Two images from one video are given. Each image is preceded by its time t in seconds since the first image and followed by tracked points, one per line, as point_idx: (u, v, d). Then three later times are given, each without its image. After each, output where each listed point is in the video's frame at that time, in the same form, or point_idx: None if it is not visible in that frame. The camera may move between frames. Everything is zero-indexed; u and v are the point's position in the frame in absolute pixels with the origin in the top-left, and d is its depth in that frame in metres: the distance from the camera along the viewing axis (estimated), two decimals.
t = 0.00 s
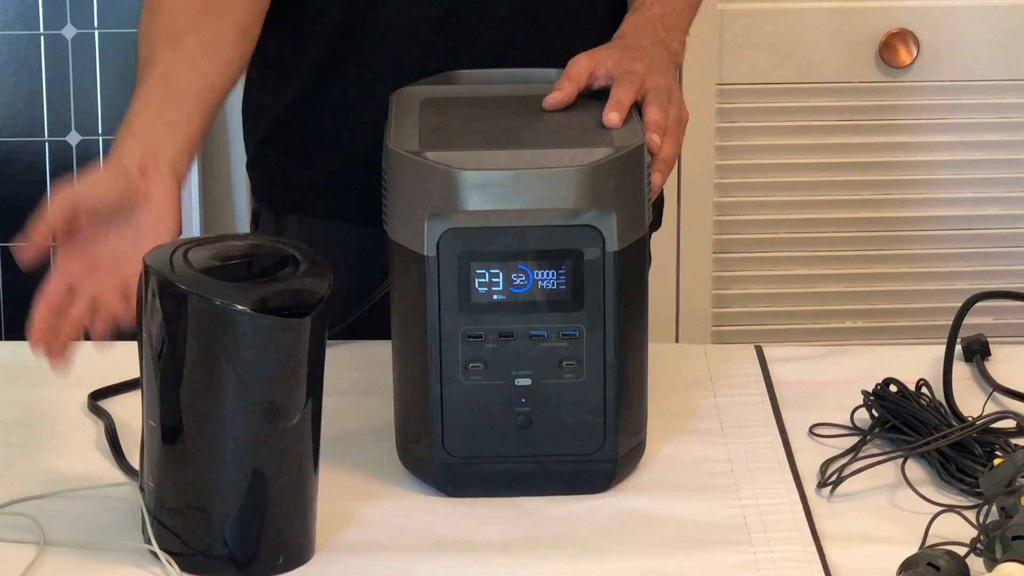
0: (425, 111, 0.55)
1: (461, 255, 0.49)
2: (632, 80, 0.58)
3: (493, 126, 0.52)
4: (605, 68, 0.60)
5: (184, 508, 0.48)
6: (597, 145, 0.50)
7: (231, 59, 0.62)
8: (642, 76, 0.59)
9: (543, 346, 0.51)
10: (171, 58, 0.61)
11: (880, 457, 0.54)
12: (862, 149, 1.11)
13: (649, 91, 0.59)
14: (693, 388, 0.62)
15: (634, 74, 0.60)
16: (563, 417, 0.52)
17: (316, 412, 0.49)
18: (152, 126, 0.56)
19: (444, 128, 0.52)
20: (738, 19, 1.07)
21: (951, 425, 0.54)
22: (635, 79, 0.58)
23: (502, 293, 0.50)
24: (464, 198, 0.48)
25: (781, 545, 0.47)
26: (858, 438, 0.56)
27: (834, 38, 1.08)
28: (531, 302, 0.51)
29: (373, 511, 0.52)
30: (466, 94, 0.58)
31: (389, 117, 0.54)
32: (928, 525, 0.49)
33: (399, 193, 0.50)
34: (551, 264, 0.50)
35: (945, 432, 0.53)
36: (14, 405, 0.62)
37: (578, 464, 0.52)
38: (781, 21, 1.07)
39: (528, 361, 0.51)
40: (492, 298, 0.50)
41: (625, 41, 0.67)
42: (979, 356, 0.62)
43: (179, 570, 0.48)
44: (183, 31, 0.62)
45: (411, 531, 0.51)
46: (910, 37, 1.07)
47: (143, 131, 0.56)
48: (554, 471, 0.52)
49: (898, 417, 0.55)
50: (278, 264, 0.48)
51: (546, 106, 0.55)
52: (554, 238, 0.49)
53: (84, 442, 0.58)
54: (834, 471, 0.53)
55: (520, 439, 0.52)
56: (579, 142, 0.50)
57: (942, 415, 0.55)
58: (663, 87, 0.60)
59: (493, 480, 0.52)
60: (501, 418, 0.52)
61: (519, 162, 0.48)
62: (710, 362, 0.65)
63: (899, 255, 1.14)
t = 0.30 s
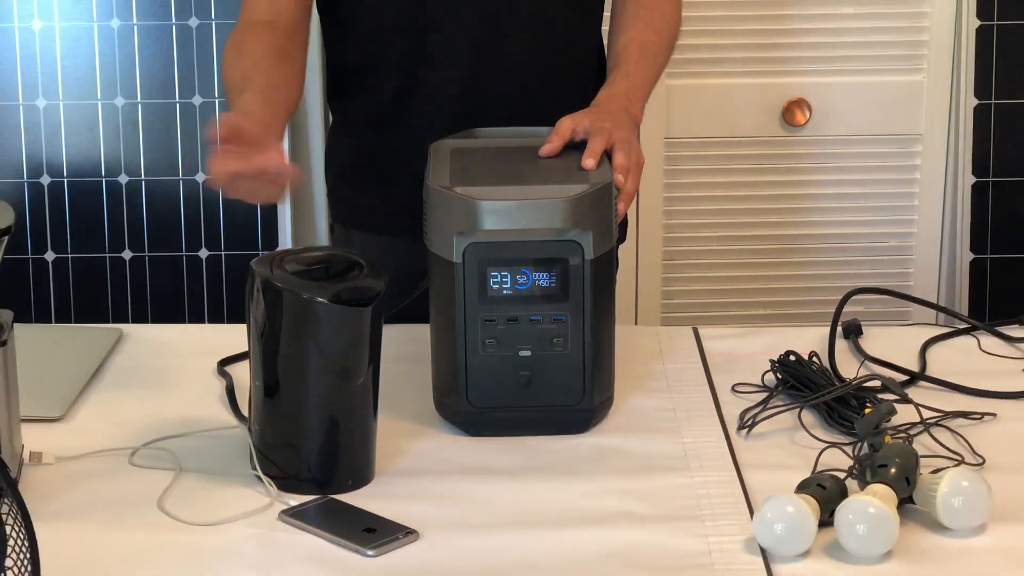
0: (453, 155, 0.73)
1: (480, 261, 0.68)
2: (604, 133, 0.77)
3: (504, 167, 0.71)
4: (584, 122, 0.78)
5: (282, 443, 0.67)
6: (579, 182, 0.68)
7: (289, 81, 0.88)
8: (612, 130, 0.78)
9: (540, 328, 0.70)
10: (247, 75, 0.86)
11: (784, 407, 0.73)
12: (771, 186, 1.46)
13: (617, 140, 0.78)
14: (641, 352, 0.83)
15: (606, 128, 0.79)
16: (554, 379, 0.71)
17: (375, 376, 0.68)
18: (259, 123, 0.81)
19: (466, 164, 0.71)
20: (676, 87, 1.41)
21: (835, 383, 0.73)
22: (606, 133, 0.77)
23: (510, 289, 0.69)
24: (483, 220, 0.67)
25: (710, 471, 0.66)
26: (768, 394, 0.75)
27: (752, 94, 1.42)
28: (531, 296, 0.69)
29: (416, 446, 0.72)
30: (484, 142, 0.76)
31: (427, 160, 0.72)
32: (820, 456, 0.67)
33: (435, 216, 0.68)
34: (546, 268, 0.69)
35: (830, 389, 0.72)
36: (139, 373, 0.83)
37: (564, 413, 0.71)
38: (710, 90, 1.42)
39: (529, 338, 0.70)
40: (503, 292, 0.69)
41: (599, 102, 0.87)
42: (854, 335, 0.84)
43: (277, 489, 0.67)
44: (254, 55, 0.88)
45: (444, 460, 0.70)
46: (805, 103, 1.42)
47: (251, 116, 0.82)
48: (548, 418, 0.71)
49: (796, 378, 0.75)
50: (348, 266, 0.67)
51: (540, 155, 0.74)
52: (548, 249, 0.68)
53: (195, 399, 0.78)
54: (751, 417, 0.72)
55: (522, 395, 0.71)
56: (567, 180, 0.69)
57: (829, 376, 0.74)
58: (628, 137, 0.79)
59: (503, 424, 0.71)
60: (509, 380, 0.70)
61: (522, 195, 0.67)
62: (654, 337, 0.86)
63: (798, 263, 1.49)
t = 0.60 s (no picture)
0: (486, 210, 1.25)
1: (502, 270, 1.17)
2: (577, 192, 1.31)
3: (517, 217, 1.22)
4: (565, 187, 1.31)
5: (384, 379, 1.13)
6: (559, 224, 1.18)
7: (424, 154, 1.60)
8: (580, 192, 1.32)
9: (536, 309, 1.19)
10: (402, 157, 1.59)
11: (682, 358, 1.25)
12: (671, 221, 2.36)
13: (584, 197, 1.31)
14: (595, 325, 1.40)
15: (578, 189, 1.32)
16: (545, 339, 1.20)
17: (438, 340, 1.15)
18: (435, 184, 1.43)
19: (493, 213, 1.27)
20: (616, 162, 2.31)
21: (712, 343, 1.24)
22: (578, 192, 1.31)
23: (520, 286, 1.18)
24: (504, 246, 1.17)
25: (636, 393, 1.16)
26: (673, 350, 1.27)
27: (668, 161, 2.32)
28: (531, 290, 1.18)
29: (466, 379, 1.22)
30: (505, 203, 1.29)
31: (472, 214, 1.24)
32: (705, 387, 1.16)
33: (477, 244, 1.19)
34: (539, 274, 1.18)
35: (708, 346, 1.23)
36: (295, 340, 1.36)
37: (551, 360, 1.21)
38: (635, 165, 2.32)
39: (530, 315, 1.19)
40: (514, 289, 1.18)
41: (572, 178, 1.41)
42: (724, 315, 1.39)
43: (381, 406, 1.14)
44: (403, 146, 1.61)
45: (483, 391, 1.19)
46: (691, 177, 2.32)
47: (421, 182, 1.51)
48: (542, 363, 1.21)
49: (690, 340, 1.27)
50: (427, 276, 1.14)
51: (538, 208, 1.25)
52: (541, 263, 1.17)
53: (333, 353, 1.31)
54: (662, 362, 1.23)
55: (527, 349, 1.21)
56: (552, 223, 1.19)
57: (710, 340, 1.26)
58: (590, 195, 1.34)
59: (516, 367, 1.22)
60: (519, 340, 1.20)
61: (526, 232, 1.17)
62: (601, 323, 1.41)
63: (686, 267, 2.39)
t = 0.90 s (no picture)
0: (492, 223, 1.46)
1: (505, 273, 1.38)
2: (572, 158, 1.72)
3: (518, 229, 1.43)
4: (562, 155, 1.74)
5: (404, 365, 1.32)
6: (554, 234, 1.39)
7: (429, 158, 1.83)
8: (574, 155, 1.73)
9: (534, 306, 1.40)
10: (408, 159, 1.81)
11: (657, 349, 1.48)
12: (642, 234, 2.71)
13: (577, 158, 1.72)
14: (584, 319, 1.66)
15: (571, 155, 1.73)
16: (541, 332, 1.41)
17: (450, 332, 1.34)
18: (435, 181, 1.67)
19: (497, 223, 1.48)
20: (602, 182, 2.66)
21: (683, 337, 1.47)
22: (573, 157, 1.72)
23: (520, 287, 1.39)
24: (506, 253, 1.37)
25: (618, 377, 1.36)
26: (650, 342, 1.51)
27: (644, 181, 2.67)
28: (530, 290, 1.39)
29: (474, 366, 1.43)
30: (507, 216, 1.51)
31: (479, 227, 1.46)
32: (677, 373, 1.38)
33: (484, 252, 1.40)
34: (537, 276, 1.38)
35: (679, 339, 1.47)
36: (329, 334, 1.59)
37: (547, 349, 1.43)
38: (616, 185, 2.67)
39: (529, 312, 1.40)
40: (515, 289, 1.39)
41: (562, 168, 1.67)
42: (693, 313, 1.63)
43: (401, 388, 1.33)
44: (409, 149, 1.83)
45: (489, 377, 1.39)
46: (666, 195, 2.68)
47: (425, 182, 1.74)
48: (538, 352, 1.43)
49: (664, 334, 1.51)
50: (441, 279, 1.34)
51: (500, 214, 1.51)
52: (538, 267, 1.38)
53: (364, 343, 1.54)
54: (639, 352, 1.47)
55: (526, 340, 1.42)
56: (548, 233, 1.40)
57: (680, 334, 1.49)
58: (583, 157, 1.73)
59: (517, 355, 1.43)
60: (519, 333, 1.41)
61: (526, 241, 1.38)
62: (586, 317, 1.67)
63: (657, 276, 2.76)
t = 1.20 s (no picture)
0: (491, 224, 1.47)
1: (504, 274, 1.38)
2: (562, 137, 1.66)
3: (517, 230, 1.43)
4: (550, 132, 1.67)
5: (404, 366, 1.32)
6: (553, 236, 1.39)
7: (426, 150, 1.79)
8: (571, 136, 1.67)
9: (534, 308, 1.40)
10: (405, 152, 1.78)
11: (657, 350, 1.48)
12: (640, 235, 2.71)
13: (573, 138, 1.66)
14: (584, 320, 1.66)
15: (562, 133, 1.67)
16: (541, 333, 1.41)
17: (450, 333, 1.34)
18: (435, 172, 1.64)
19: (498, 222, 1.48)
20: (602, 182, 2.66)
21: (682, 338, 1.47)
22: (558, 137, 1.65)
23: (520, 289, 1.39)
24: (506, 254, 1.37)
25: (618, 378, 1.36)
26: (650, 343, 1.51)
27: (645, 181, 2.67)
28: (529, 292, 1.39)
29: (474, 367, 1.43)
30: (507, 217, 1.51)
31: (479, 228, 1.46)
32: (676, 374, 1.38)
33: (483, 253, 1.40)
34: (536, 278, 1.38)
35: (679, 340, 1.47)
36: (329, 335, 1.59)
37: (547, 350, 1.43)
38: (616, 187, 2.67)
39: (528, 313, 1.40)
40: (515, 290, 1.39)
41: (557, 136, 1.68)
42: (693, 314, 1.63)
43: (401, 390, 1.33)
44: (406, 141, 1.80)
45: (489, 377, 1.39)
46: (666, 196, 2.68)
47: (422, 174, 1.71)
48: (538, 353, 1.43)
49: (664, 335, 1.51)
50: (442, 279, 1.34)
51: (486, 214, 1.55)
52: (538, 268, 1.38)
53: (364, 344, 1.54)
54: (639, 352, 1.47)
55: (526, 341, 1.42)
56: (547, 235, 1.40)
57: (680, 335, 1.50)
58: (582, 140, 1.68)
59: (517, 356, 1.43)
60: (518, 334, 1.41)
61: (525, 242, 1.38)
62: (586, 318, 1.67)
63: (657, 278, 2.76)
